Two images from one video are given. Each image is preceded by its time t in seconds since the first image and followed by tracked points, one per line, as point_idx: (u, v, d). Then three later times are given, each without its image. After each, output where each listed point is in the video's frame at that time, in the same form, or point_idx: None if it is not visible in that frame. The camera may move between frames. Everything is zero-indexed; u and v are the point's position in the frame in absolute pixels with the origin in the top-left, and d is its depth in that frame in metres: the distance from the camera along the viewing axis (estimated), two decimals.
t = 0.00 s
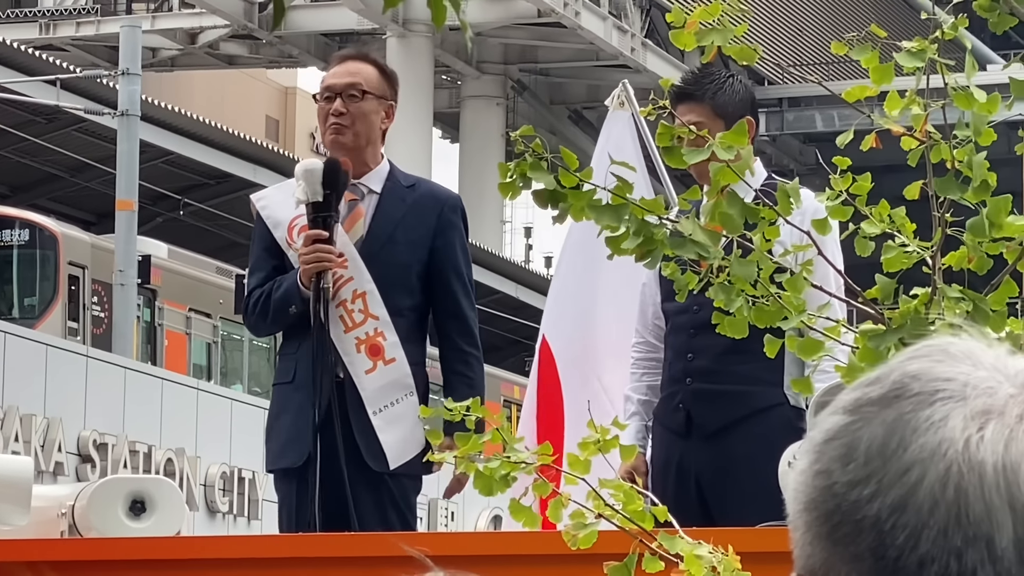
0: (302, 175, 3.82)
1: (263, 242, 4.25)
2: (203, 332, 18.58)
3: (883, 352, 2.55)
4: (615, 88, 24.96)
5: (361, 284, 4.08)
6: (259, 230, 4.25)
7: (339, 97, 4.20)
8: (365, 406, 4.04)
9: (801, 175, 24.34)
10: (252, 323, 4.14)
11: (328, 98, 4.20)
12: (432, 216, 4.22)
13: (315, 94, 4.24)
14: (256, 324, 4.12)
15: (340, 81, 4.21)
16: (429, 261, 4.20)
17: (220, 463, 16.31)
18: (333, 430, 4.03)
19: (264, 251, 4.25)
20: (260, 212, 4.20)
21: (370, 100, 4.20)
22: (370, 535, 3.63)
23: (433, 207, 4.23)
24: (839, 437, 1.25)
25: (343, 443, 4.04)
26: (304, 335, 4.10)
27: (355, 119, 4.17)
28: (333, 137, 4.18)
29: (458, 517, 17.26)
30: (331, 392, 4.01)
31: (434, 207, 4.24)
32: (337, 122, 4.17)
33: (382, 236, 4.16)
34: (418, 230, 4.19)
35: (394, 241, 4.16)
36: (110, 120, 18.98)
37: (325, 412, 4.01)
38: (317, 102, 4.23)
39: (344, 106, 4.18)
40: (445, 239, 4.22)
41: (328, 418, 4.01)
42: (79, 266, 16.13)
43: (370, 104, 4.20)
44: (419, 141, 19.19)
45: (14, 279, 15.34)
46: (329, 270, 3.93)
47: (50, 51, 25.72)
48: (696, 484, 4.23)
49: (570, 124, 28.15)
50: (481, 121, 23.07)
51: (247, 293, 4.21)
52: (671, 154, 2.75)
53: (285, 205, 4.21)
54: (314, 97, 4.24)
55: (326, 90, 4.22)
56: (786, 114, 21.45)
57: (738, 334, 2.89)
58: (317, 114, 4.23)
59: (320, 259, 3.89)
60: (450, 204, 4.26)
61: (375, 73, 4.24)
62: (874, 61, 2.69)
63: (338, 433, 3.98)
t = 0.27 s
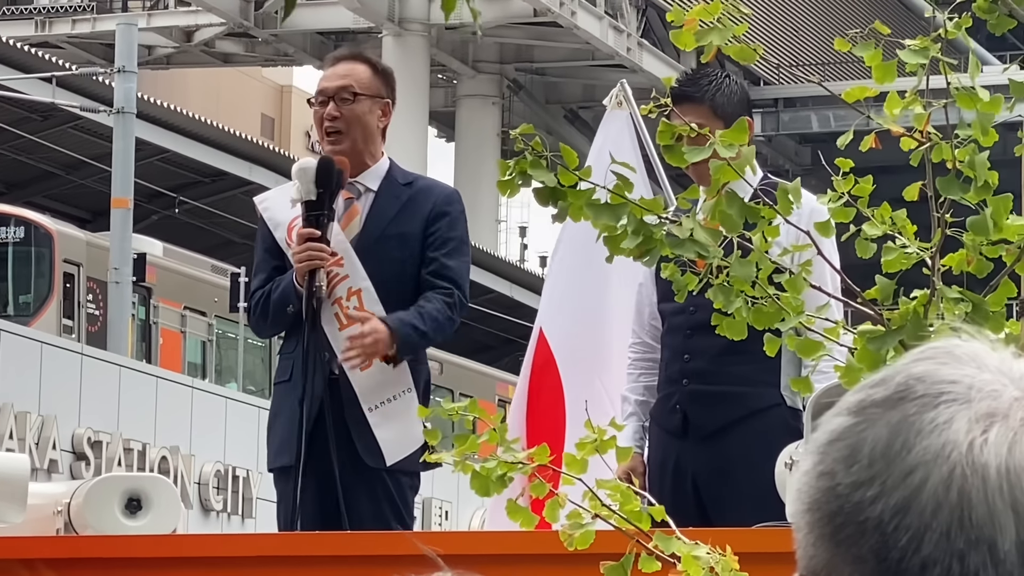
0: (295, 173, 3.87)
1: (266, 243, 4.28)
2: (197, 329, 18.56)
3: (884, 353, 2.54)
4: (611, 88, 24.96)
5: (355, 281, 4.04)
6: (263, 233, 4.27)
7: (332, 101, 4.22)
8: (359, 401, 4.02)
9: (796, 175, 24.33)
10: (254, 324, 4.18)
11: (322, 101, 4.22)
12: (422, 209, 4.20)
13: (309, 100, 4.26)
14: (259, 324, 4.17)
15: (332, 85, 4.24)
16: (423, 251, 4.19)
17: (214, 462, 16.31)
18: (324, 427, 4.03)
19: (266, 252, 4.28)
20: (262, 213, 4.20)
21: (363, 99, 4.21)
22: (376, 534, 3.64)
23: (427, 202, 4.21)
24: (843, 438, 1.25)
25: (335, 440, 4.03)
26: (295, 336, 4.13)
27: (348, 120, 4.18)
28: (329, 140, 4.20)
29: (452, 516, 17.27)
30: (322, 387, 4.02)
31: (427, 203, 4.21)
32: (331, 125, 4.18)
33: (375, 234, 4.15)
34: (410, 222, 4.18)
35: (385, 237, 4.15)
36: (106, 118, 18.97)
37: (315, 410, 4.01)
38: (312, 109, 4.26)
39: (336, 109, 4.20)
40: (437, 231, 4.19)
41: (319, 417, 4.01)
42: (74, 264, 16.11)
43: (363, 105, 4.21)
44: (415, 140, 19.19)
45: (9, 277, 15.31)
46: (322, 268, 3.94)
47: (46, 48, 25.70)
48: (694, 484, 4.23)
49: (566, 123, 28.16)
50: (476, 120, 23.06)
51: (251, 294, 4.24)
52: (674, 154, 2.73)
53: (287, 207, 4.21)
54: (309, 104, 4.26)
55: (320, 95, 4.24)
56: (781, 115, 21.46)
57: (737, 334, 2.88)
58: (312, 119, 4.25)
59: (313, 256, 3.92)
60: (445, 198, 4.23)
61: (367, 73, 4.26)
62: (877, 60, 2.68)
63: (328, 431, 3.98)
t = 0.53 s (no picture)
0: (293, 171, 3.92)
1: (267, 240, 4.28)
2: (194, 326, 18.56)
3: (881, 353, 2.54)
4: (608, 85, 24.95)
5: (350, 278, 4.09)
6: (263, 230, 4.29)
7: (333, 94, 4.21)
8: (357, 399, 4.03)
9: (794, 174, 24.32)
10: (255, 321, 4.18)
11: (323, 94, 4.21)
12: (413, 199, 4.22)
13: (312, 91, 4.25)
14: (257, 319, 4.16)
15: (335, 78, 4.23)
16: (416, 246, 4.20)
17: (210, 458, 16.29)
18: (324, 424, 4.03)
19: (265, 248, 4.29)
20: (265, 212, 4.23)
21: (365, 93, 4.20)
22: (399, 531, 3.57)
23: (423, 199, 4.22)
24: (839, 440, 1.27)
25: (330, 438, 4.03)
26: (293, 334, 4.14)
27: (349, 113, 4.18)
28: (328, 132, 4.19)
29: (448, 514, 17.26)
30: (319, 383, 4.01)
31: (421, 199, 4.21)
32: (331, 118, 4.18)
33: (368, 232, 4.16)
34: (402, 215, 4.21)
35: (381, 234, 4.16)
36: (102, 114, 18.96)
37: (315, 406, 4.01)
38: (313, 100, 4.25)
39: (337, 101, 4.19)
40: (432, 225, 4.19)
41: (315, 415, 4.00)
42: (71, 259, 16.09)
43: (363, 99, 4.20)
44: (412, 137, 19.17)
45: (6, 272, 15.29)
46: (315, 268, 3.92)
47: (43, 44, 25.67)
48: (691, 482, 4.24)
49: (563, 120, 28.14)
50: (473, 118, 23.05)
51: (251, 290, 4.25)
52: (675, 152, 2.73)
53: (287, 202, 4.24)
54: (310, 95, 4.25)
55: (321, 87, 4.23)
56: (780, 113, 21.44)
57: (735, 332, 2.88)
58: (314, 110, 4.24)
59: (307, 258, 3.89)
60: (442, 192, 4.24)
61: (370, 68, 4.25)
62: (879, 62, 2.69)
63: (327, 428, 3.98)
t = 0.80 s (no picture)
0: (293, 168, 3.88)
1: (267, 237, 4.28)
2: (190, 322, 18.55)
3: (881, 352, 2.53)
4: (605, 83, 24.94)
5: (348, 277, 4.07)
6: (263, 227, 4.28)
7: (333, 89, 4.19)
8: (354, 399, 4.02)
9: (790, 172, 24.32)
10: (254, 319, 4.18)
11: (325, 89, 4.19)
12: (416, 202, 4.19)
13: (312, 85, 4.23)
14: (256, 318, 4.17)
15: (335, 73, 4.21)
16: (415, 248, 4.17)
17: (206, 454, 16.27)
18: (322, 422, 4.02)
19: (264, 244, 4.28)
20: (262, 209, 4.22)
21: (365, 88, 4.18)
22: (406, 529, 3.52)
23: (425, 196, 4.20)
24: (840, 437, 1.26)
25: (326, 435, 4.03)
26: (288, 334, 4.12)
27: (349, 108, 4.16)
28: (328, 127, 4.18)
29: (444, 511, 17.26)
30: (314, 381, 4.02)
31: (426, 198, 4.20)
32: (331, 112, 4.16)
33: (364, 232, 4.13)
34: (404, 216, 4.18)
35: (379, 233, 4.14)
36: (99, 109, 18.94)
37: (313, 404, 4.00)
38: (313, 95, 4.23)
39: (336, 96, 4.17)
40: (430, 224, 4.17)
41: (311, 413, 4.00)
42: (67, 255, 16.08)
43: (363, 95, 4.18)
44: (409, 134, 19.16)
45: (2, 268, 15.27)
46: (314, 265, 3.92)
47: (40, 40, 25.64)
48: (689, 481, 4.23)
49: (560, 118, 28.13)
50: (469, 115, 23.04)
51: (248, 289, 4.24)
52: (676, 149, 2.73)
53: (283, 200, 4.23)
54: (310, 89, 4.23)
55: (321, 83, 4.21)
56: (776, 111, 21.44)
57: (734, 330, 2.86)
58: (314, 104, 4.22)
59: (305, 254, 3.90)
60: (440, 189, 4.22)
61: (370, 63, 4.23)
62: (880, 60, 2.68)
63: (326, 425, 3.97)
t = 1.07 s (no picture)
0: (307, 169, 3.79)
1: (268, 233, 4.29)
2: (187, 317, 18.54)
3: (883, 350, 2.53)
4: (603, 79, 24.95)
5: (358, 277, 4.07)
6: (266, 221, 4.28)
7: (340, 91, 4.16)
8: (358, 400, 4.04)
9: (788, 169, 24.33)
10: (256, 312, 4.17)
11: (333, 91, 4.16)
12: (431, 206, 4.20)
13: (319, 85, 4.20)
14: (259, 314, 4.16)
15: (341, 74, 4.17)
16: (431, 246, 4.18)
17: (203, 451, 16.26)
18: (325, 420, 4.02)
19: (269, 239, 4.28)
20: (268, 199, 4.18)
21: (375, 89, 4.16)
22: (412, 525, 3.52)
23: (436, 197, 4.21)
24: (851, 432, 1.27)
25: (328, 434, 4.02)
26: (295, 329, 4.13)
27: (358, 110, 4.14)
28: (337, 131, 4.16)
29: (441, 507, 17.25)
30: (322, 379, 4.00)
31: (436, 197, 4.21)
32: (340, 116, 4.14)
33: (379, 230, 4.15)
34: (416, 222, 4.19)
35: (392, 234, 4.16)
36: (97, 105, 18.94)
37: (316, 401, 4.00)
38: (321, 95, 4.21)
39: (345, 99, 4.14)
40: (444, 230, 4.19)
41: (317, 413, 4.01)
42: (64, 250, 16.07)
43: (372, 96, 4.16)
44: (406, 130, 19.15)
45: None
46: (327, 267, 3.89)
47: (38, 35, 25.63)
48: (688, 477, 4.23)
49: (558, 114, 28.13)
50: (468, 111, 23.03)
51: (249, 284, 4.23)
52: (677, 147, 2.73)
53: (291, 192, 4.20)
54: (317, 88, 4.20)
55: (328, 84, 4.18)
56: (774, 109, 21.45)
57: (734, 327, 2.86)
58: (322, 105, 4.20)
59: (318, 255, 3.87)
60: (451, 193, 4.24)
61: (376, 61, 4.20)
62: (882, 56, 2.67)
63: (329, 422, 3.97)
